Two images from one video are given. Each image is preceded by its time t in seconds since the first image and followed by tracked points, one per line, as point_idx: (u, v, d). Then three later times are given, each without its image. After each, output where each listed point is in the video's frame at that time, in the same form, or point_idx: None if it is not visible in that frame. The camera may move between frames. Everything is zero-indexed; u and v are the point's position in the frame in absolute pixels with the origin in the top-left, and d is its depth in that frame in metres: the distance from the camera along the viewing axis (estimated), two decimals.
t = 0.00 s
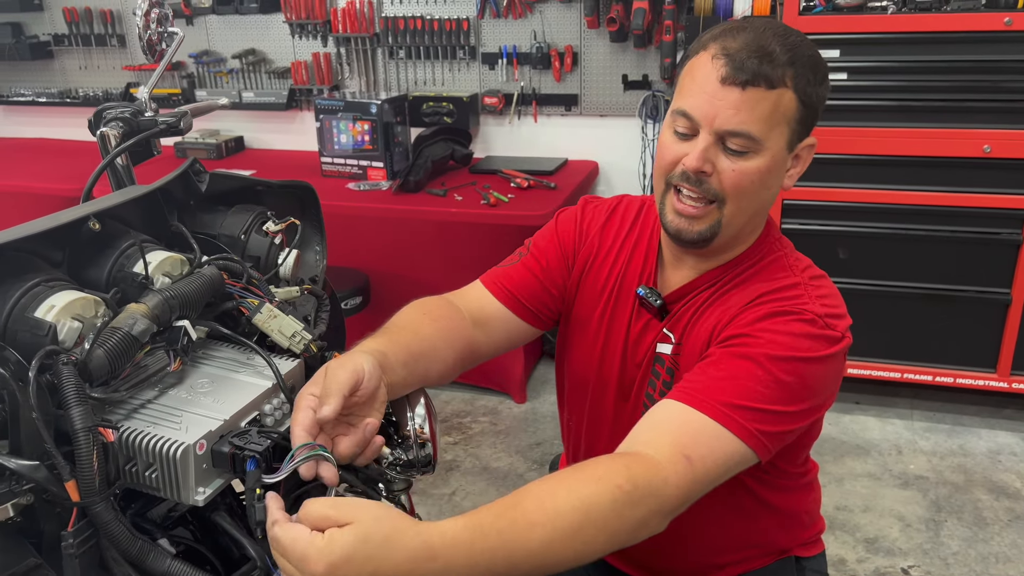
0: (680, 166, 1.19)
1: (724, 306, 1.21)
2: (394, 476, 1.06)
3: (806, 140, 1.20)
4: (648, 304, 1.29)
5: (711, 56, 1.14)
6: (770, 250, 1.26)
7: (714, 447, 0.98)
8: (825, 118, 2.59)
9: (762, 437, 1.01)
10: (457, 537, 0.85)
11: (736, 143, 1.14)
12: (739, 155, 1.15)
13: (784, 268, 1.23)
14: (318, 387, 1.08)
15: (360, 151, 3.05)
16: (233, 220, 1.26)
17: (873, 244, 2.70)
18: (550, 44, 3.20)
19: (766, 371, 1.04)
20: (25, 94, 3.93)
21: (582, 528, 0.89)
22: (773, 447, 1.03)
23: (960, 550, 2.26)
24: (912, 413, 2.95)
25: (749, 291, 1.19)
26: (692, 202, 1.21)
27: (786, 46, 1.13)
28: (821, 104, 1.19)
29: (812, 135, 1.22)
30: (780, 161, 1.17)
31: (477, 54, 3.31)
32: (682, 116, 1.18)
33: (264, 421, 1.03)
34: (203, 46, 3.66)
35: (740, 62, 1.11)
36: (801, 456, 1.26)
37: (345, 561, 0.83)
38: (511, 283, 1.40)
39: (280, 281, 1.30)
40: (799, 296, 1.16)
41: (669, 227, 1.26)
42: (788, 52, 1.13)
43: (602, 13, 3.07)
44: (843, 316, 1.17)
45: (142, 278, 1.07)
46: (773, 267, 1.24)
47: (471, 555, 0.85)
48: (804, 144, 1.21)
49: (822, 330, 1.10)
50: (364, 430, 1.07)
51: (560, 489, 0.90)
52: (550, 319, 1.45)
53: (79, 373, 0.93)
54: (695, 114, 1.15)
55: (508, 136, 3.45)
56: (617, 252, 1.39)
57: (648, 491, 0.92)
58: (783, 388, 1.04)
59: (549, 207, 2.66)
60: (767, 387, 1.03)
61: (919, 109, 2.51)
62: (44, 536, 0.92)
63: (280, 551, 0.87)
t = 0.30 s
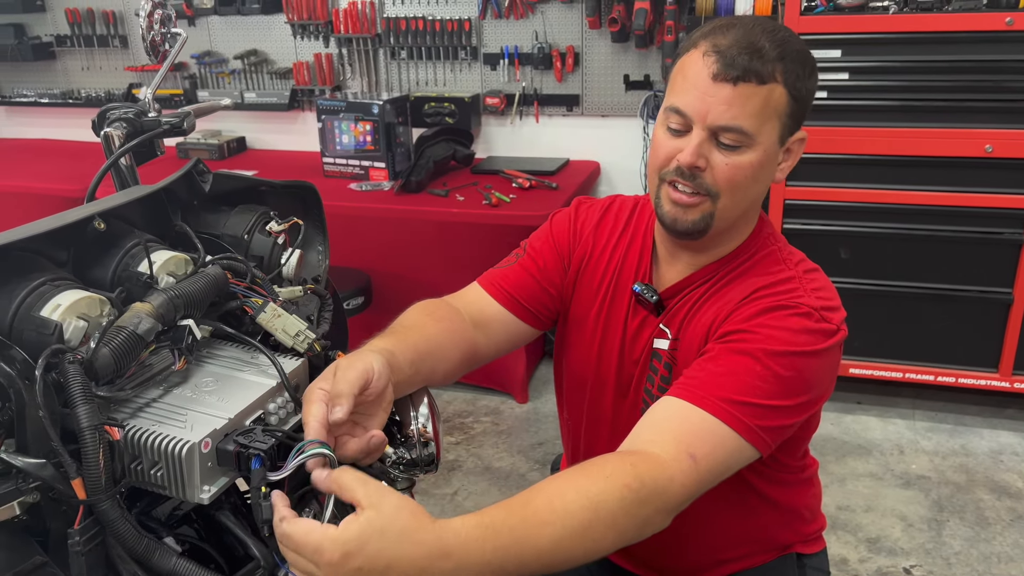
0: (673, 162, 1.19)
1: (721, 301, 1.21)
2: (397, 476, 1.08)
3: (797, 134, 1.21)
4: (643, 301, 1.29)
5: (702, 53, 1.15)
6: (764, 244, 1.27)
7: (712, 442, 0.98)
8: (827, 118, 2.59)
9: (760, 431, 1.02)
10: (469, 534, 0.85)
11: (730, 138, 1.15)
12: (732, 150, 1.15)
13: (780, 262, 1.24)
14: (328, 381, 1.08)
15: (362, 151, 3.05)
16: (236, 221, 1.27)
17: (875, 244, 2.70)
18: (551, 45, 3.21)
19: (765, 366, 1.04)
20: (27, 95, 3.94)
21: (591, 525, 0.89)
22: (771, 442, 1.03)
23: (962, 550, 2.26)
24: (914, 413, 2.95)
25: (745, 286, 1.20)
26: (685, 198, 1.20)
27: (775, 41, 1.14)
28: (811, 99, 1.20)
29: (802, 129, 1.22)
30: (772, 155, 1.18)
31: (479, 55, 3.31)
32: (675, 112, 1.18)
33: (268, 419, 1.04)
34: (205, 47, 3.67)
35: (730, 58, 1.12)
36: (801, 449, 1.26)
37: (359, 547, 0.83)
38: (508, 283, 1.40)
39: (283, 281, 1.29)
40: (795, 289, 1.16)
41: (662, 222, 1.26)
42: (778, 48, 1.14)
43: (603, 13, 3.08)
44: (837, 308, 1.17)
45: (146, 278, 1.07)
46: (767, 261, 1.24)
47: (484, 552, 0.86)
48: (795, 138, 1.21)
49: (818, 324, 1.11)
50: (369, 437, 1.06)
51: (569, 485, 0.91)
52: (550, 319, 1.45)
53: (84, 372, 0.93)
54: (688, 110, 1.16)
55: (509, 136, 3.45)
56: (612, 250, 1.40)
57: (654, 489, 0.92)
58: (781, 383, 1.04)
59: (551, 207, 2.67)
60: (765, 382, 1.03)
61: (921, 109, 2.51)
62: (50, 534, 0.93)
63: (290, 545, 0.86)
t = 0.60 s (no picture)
0: (678, 152, 1.20)
1: (721, 298, 1.21)
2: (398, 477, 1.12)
3: (788, 123, 1.25)
4: (643, 300, 1.29)
5: (699, 43, 1.17)
6: (760, 240, 1.27)
7: (717, 438, 0.99)
8: (827, 117, 2.59)
9: (764, 427, 1.02)
10: (475, 506, 0.86)
11: (734, 123, 1.17)
12: (736, 135, 1.17)
13: (776, 256, 1.24)
14: (339, 386, 1.08)
15: (363, 152, 3.06)
16: (236, 221, 1.27)
17: (875, 244, 2.70)
18: (551, 45, 3.21)
19: (766, 362, 1.04)
20: (29, 96, 3.95)
21: (598, 517, 0.90)
22: (775, 436, 1.04)
23: (963, 549, 2.26)
24: (915, 413, 2.95)
25: (743, 282, 1.20)
26: (692, 188, 1.21)
27: (768, 31, 1.18)
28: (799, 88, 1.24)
29: (790, 119, 1.26)
30: (771, 141, 1.21)
31: (479, 55, 3.31)
32: (677, 102, 1.19)
33: (269, 419, 1.04)
34: (206, 48, 3.68)
35: (729, 45, 1.15)
36: (804, 446, 1.27)
37: (370, 511, 0.83)
38: (507, 284, 1.41)
39: (283, 282, 1.29)
40: (792, 283, 1.16)
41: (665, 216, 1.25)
42: (771, 37, 1.18)
43: (603, 14, 3.08)
44: (835, 300, 1.18)
45: (147, 278, 1.07)
46: (764, 256, 1.24)
47: (490, 527, 0.86)
48: (786, 128, 1.25)
49: (818, 317, 1.11)
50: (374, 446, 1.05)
51: (581, 478, 0.92)
52: (549, 320, 1.45)
53: (85, 372, 0.93)
54: (692, 98, 1.17)
55: (509, 137, 3.46)
56: (610, 249, 1.40)
57: (663, 485, 0.93)
58: (784, 378, 1.05)
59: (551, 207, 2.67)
60: (767, 377, 1.04)
61: (921, 108, 2.51)
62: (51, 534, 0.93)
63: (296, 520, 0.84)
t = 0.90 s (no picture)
0: (691, 149, 1.21)
1: (719, 295, 1.21)
2: (397, 475, 1.10)
3: (787, 123, 1.27)
4: (643, 299, 1.29)
5: (711, 40, 1.18)
6: (757, 236, 1.27)
7: (717, 435, 0.98)
8: (827, 117, 2.59)
9: (763, 422, 1.02)
10: (477, 517, 0.86)
11: (747, 120, 1.18)
12: (747, 133, 1.19)
13: (774, 252, 1.24)
14: (332, 387, 1.08)
15: (363, 152, 3.06)
16: (235, 221, 1.26)
17: (875, 243, 2.70)
18: (551, 44, 3.21)
19: (765, 358, 1.04)
20: (30, 97, 3.95)
21: (596, 517, 0.90)
22: (774, 431, 1.04)
23: (964, 549, 2.26)
24: (916, 413, 2.95)
25: (741, 279, 1.20)
26: (704, 184, 1.22)
27: (774, 30, 1.19)
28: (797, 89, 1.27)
29: (789, 118, 1.29)
30: (777, 139, 1.23)
31: (479, 55, 3.31)
32: (688, 99, 1.20)
33: (266, 420, 1.04)
34: (205, 48, 3.68)
35: (743, 43, 1.16)
36: (804, 443, 1.27)
37: (369, 526, 0.83)
38: (505, 284, 1.41)
39: (282, 282, 1.29)
40: (790, 279, 1.16)
41: (673, 213, 1.26)
42: (777, 36, 1.20)
43: (603, 13, 3.08)
44: (834, 296, 1.18)
45: (144, 279, 1.07)
46: (761, 252, 1.24)
47: (491, 538, 0.86)
48: (786, 127, 1.28)
49: (816, 313, 1.11)
50: (371, 442, 1.06)
51: (579, 477, 0.92)
52: (548, 319, 1.45)
53: (82, 373, 0.93)
54: (705, 95, 1.18)
55: (509, 137, 3.46)
56: (608, 248, 1.40)
57: (660, 482, 0.93)
58: (782, 373, 1.04)
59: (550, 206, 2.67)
60: (766, 372, 1.03)
61: (921, 108, 2.51)
62: (49, 534, 0.94)
63: (296, 535, 0.84)
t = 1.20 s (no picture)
0: (691, 151, 1.20)
1: (720, 297, 1.20)
2: (397, 477, 1.09)
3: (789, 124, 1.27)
4: (644, 300, 1.29)
5: (711, 41, 1.18)
6: (758, 238, 1.26)
7: (718, 438, 0.98)
8: (828, 116, 2.59)
9: (764, 425, 1.02)
10: (474, 523, 0.86)
11: (747, 122, 1.18)
12: (748, 135, 1.19)
13: (775, 254, 1.24)
14: (330, 389, 1.08)
15: (363, 152, 3.05)
16: (234, 222, 1.26)
17: (876, 242, 2.69)
18: (552, 44, 3.20)
19: (765, 360, 1.04)
20: (30, 97, 3.95)
21: (595, 521, 0.89)
22: (774, 433, 1.03)
23: (966, 549, 2.25)
24: (917, 412, 2.94)
25: (742, 280, 1.19)
26: (704, 188, 1.21)
27: (775, 31, 1.19)
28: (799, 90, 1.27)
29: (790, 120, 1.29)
30: (778, 141, 1.22)
31: (479, 55, 3.31)
32: (689, 101, 1.20)
33: (266, 421, 1.04)
34: (206, 48, 3.68)
35: (744, 44, 1.16)
36: (805, 444, 1.26)
37: (365, 537, 0.83)
38: (504, 285, 1.40)
39: (282, 283, 1.29)
40: (791, 282, 1.16)
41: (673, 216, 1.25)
42: (778, 37, 1.19)
43: (603, 13, 3.07)
44: (835, 298, 1.17)
45: (143, 280, 1.07)
46: (762, 254, 1.24)
47: (489, 544, 0.85)
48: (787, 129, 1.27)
49: (817, 315, 1.10)
50: (368, 442, 1.04)
51: (578, 480, 0.91)
52: (547, 321, 1.45)
53: (80, 375, 0.93)
54: (706, 97, 1.18)
55: (509, 136, 3.45)
56: (608, 250, 1.39)
57: (660, 485, 0.92)
58: (783, 375, 1.04)
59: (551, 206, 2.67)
60: (767, 374, 1.03)
61: (922, 107, 2.51)
62: (48, 537, 0.93)
63: (294, 545, 0.84)
